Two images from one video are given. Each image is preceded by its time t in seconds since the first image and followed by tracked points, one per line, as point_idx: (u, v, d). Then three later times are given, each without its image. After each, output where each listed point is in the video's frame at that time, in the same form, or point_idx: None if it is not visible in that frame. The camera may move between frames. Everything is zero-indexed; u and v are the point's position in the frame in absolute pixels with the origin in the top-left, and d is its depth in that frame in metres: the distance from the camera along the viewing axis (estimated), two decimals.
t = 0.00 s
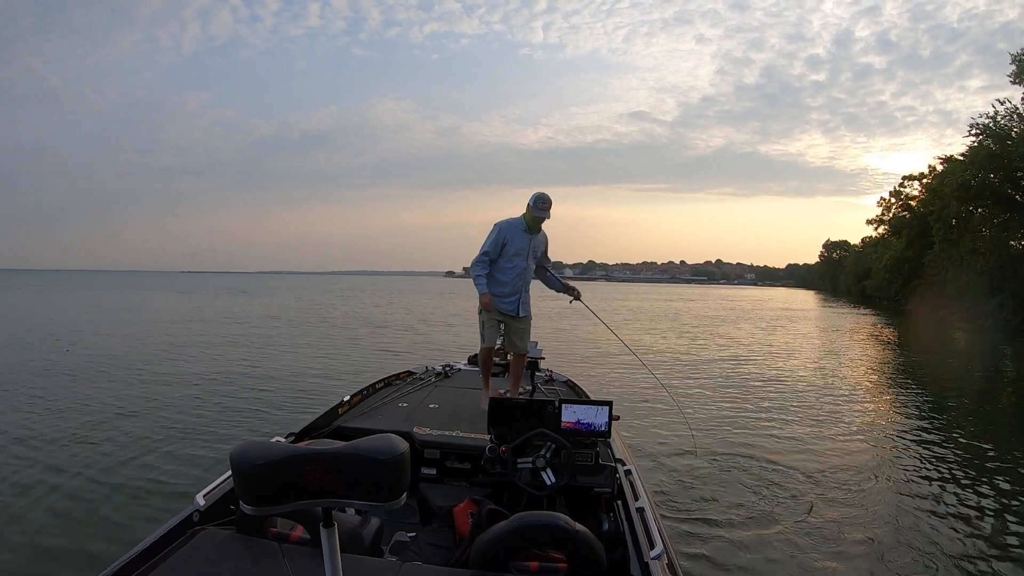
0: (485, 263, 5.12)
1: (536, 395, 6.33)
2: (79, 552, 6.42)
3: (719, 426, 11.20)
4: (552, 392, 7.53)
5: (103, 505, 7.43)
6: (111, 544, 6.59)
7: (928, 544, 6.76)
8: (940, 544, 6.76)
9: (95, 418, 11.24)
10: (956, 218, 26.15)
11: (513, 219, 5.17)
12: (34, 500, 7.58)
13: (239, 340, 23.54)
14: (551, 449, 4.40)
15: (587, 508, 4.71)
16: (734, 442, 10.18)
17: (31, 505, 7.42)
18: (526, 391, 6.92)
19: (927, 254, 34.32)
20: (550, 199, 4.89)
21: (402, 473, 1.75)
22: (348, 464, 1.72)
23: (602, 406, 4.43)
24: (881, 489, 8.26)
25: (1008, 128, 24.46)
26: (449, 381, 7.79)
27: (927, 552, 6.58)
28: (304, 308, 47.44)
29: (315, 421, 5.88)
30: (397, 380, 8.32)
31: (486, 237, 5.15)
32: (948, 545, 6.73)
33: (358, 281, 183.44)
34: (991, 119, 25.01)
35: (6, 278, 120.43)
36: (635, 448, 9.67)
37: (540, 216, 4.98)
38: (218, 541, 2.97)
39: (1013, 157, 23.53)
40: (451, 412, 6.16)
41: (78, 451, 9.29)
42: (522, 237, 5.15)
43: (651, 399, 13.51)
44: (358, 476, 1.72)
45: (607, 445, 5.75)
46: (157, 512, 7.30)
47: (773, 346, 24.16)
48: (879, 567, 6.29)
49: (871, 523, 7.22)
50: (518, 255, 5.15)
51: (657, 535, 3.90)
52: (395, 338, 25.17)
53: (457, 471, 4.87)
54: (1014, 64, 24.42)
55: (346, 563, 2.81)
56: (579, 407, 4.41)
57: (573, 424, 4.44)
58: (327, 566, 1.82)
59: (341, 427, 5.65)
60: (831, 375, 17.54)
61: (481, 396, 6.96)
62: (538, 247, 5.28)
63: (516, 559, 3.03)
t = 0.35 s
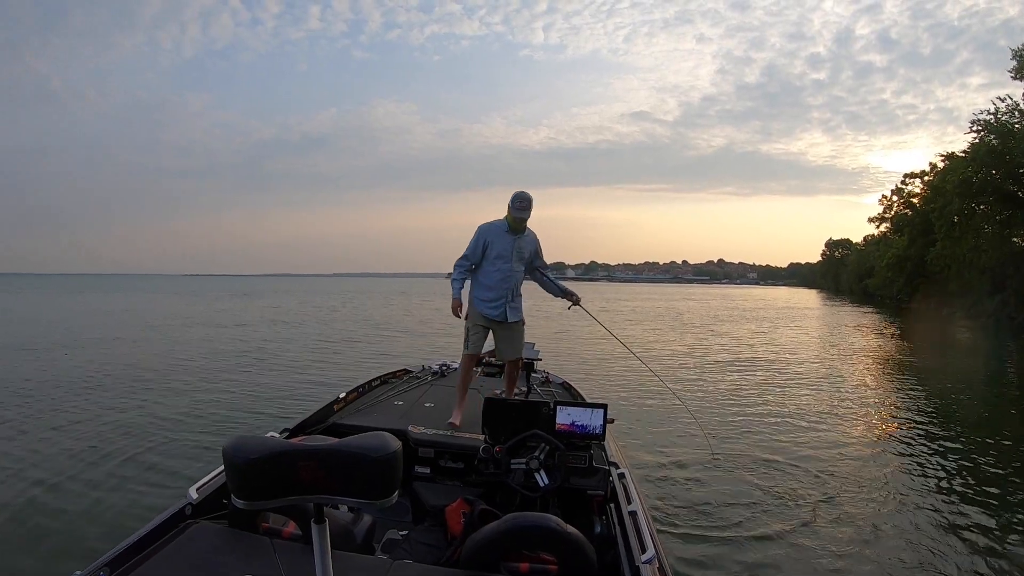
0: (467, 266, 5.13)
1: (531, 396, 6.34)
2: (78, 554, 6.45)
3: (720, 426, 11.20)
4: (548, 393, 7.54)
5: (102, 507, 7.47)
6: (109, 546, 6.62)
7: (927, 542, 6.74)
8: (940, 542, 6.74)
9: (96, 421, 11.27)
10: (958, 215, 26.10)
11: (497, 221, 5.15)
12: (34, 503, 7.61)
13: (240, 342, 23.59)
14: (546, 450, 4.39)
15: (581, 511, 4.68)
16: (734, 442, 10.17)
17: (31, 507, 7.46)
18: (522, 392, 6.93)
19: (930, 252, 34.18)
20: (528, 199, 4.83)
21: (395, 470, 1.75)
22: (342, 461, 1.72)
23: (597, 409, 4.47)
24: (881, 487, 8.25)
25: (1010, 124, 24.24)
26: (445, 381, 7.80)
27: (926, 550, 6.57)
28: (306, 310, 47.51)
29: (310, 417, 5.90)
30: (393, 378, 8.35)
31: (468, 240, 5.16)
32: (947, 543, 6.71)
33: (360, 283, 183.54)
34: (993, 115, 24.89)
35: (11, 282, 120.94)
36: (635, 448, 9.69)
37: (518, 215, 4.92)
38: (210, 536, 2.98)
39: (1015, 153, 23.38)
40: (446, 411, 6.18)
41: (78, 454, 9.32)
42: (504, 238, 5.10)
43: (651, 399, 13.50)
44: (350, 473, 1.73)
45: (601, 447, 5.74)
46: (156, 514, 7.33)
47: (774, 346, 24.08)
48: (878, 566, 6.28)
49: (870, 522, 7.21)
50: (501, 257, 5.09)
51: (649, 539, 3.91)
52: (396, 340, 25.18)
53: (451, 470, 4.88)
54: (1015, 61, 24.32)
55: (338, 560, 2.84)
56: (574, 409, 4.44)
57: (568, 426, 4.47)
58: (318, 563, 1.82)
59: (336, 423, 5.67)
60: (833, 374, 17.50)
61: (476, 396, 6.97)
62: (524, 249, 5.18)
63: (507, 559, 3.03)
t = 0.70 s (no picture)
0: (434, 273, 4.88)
1: (531, 399, 6.32)
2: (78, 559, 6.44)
3: (722, 426, 11.15)
4: (547, 397, 7.52)
5: (103, 517, 7.46)
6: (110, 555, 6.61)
7: (929, 540, 6.70)
8: (941, 540, 6.70)
9: (96, 427, 11.26)
10: (960, 212, 26.06)
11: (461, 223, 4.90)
12: (35, 512, 7.61)
13: (240, 346, 23.59)
14: (545, 454, 4.37)
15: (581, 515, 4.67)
16: (734, 441, 10.14)
17: (32, 515, 7.45)
18: (521, 396, 6.91)
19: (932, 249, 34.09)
20: (485, 193, 4.55)
21: (394, 474, 1.76)
22: (341, 464, 1.73)
23: (596, 412, 4.47)
24: (882, 486, 8.21)
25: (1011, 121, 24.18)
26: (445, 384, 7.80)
27: (928, 548, 6.53)
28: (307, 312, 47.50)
29: (310, 421, 5.89)
30: (393, 382, 8.34)
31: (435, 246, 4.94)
32: (949, 541, 6.68)
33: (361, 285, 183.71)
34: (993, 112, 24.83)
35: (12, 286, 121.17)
36: (636, 449, 9.65)
37: (477, 212, 4.64)
38: (209, 539, 2.98)
39: (1015, 150, 23.33)
40: (446, 415, 6.17)
41: (78, 462, 9.31)
42: (468, 240, 4.81)
43: (652, 400, 13.46)
44: (349, 477, 1.73)
45: (601, 450, 5.76)
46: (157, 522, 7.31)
47: (776, 345, 24.01)
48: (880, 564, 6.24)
49: (869, 521, 7.18)
50: (469, 259, 4.80)
51: (649, 542, 3.91)
52: (398, 342, 25.18)
53: (451, 473, 4.89)
54: (1015, 57, 24.27)
55: (337, 564, 2.84)
56: (573, 412, 4.45)
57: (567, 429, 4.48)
58: (316, 567, 1.82)
59: (337, 427, 5.66)
60: (835, 372, 17.43)
61: (476, 400, 6.97)
62: (493, 249, 4.86)
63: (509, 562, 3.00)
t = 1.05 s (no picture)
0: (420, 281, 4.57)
1: (539, 399, 6.33)
2: (88, 562, 6.47)
3: (727, 427, 11.12)
4: (555, 396, 7.53)
5: (111, 515, 7.48)
6: (118, 554, 6.63)
7: (938, 542, 6.66)
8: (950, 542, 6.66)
9: (103, 426, 11.30)
10: (963, 214, 26.09)
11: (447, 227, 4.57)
12: (44, 510, 7.64)
13: (244, 345, 23.68)
14: (556, 453, 4.38)
15: (595, 513, 4.65)
16: (738, 442, 10.18)
17: (40, 516, 7.47)
18: (529, 396, 6.92)
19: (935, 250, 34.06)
20: (465, 195, 4.21)
21: (405, 479, 1.74)
22: (349, 472, 1.72)
23: (605, 409, 4.49)
24: (890, 488, 8.17)
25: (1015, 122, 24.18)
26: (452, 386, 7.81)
27: (938, 550, 6.49)
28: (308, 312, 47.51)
29: (318, 430, 5.89)
30: (399, 387, 8.33)
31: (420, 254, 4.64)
32: (959, 543, 6.63)
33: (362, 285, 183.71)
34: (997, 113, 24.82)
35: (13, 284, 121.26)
36: (642, 450, 9.62)
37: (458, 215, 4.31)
38: (224, 551, 2.99)
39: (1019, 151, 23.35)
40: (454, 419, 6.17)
41: (86, 460, 9.34)
42: (452, 245, 4.47)
43: (656, 400, 13.46)
44: (358, 485, 1.72)
45: (611, 447, 5.77)
46: (164, 523, 7.33)
47: (779, 346, 24.01)
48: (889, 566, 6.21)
49: (874, 520, 7.22)
50: (454, 266, 4.45)
51: (663, 536, 3.90)
52: (400, 343, 25.17)
53: (462, 476, 4.89)
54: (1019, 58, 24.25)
55: (353, 570, 2.84)
56: (581, 409, 4.48)
57: (576, 427, 4.51)
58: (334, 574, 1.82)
59: (345, 435, 5.66)
60: (839, 374, 17.42)
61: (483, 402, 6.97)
62: (481, 256, 4.49)
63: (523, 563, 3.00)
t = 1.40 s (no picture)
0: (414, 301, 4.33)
1: (541, 396, 6.35)
2: (89, 557, 6.48)
3: (731, 432, 11.09)
4: (557, 392, 7.55)
5: (112, 512, 7.46)
6: (118, 551, 6.61)
7: (946, 551, 6.65)
8: (957, 551, 6.67)
9: (105, 420, 11.32)
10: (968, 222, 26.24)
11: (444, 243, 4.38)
12: (44, 505, 7.62)
13: (244, 342, 23.66)
14: (559, 449, 4.40)
15: (599, 508, 4.66)
16: (738, 446, 10.23)
17: (41, 510, 7.48)
18: (531, 392, 6.94)
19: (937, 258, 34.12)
20: (466, 208, 4.06)
21: (409, 477, 1.75)
22: (354, 471, 1.72)
23: (608, 405, 4.51)
24: (895, 496, 8.16)
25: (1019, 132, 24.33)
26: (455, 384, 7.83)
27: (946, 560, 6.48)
28: (309, 309, 47.55)
29: (322, 428, 5.89)
30: (402, 384, 8.34)
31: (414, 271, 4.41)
32: (965, 553, 6.63)
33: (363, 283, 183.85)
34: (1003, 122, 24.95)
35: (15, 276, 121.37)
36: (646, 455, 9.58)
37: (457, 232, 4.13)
38: (231, 553, 2.98)
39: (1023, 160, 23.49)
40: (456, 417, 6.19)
41: (86, 455, 9.32)
42: (450, 263, 4.26)
43: (658, 404, 13.43)
44: (366, 483, 1.73)
45: (615, 443, 5.79)
46: (166, 519, 7.34)
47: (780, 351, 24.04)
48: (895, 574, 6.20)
49: (874, 525, 7.28)
50: (450, 285, 4.24)
51: (668, 532, 3.88)
52: (401, 341, 25.19)
53: (465, 474, 4.90)
54: None
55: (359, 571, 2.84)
56: (583, 405, 4.49)
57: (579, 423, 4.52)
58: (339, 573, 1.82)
59: (349, 433, 5.67)
60: (840, 380, 17.41)
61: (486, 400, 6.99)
62: (480, 274, 4.30)
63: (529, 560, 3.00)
